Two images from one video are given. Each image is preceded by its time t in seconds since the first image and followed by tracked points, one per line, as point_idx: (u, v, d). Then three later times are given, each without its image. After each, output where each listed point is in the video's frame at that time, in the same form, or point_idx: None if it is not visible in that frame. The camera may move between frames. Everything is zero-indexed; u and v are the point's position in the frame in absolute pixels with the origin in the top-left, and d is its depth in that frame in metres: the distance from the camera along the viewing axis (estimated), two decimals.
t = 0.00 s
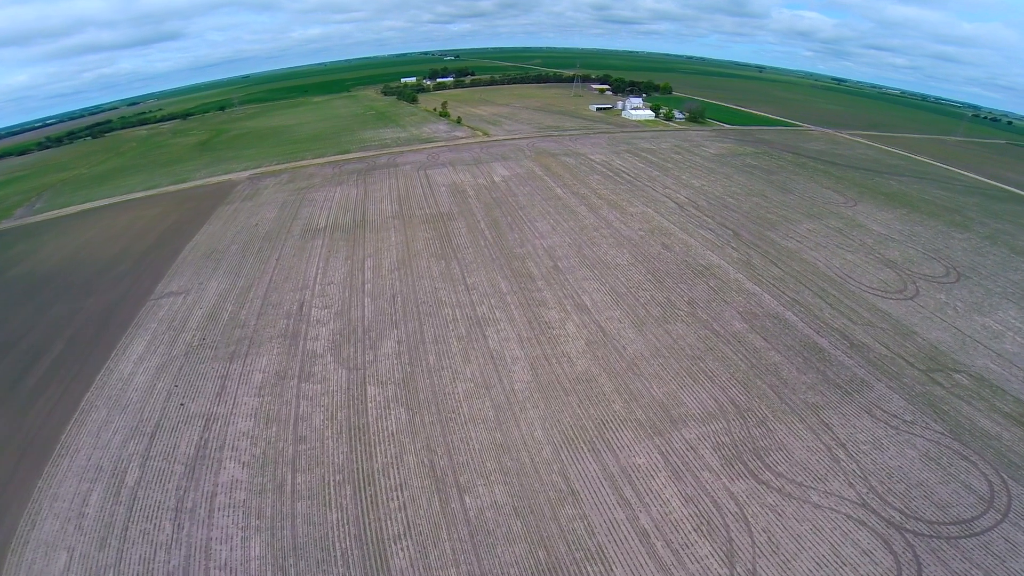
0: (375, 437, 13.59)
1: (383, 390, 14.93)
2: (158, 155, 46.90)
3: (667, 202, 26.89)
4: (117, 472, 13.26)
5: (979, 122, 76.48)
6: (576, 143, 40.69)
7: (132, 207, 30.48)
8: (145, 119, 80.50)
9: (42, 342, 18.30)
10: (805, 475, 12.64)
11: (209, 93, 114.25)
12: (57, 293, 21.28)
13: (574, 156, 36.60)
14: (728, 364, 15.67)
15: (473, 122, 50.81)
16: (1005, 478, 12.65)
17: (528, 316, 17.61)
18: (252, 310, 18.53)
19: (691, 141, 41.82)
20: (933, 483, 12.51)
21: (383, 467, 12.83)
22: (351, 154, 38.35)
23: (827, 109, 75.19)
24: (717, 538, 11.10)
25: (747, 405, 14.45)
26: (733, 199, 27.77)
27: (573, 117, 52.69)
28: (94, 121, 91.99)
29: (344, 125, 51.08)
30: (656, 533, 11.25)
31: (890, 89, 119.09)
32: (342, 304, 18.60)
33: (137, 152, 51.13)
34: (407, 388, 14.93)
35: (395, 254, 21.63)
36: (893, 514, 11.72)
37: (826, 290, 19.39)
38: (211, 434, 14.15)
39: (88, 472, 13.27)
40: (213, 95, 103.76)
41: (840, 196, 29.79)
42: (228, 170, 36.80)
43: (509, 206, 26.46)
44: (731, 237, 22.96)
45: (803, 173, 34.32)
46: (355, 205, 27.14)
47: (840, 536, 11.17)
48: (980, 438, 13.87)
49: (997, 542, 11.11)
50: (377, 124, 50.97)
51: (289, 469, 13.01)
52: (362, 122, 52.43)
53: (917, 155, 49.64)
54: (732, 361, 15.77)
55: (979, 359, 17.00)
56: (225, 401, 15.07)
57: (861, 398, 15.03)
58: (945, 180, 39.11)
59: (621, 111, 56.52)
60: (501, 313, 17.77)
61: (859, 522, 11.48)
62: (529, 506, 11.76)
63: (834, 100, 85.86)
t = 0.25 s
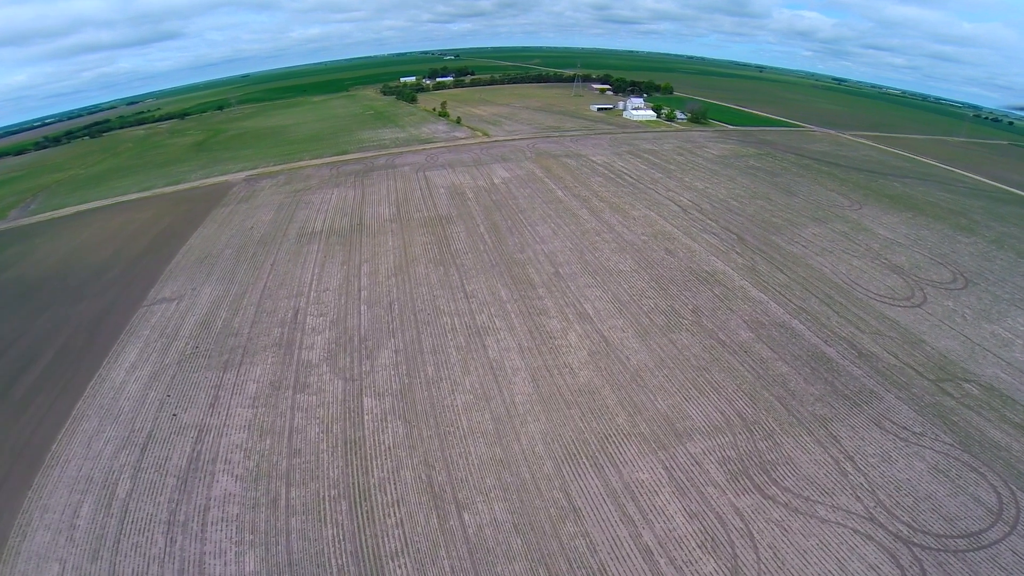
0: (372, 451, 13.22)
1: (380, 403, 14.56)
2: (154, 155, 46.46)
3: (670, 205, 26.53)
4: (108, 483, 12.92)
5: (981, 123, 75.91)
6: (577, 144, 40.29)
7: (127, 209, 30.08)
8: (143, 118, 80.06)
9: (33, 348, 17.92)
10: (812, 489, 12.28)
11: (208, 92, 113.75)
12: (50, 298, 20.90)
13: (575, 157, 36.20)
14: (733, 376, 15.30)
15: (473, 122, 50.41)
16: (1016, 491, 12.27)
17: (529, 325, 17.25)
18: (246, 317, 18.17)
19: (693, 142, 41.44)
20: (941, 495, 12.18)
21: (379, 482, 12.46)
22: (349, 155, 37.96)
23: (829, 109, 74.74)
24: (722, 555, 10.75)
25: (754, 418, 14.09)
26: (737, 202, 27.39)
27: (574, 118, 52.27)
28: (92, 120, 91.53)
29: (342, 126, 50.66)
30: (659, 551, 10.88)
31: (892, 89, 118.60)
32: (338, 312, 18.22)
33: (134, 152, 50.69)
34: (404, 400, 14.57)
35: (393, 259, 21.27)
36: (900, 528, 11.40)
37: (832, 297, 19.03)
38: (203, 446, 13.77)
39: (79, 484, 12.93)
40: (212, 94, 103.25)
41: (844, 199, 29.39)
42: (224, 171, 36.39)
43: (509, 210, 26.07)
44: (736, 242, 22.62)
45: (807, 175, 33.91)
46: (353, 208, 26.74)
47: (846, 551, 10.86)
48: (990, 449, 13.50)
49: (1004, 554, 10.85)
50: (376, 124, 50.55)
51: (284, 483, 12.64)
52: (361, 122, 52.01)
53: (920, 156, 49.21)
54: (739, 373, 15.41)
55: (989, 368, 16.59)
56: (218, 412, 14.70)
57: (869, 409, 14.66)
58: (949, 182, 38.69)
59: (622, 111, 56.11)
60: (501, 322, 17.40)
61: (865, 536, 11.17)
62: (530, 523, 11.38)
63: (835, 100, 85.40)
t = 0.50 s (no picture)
0: (370, 467, 12.86)
1: (379, 417, 14.20)
2: (154, 158, 46.22)
3: (676, 210, 26.13)
4: (103, 496, 12.62)
5: (988, 124, 75.00)
6: (581, 147, 39.90)
7: (126, 213, 29.80)
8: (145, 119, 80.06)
9: (28, 355, 17.64)
10: (822, 505, 11.88)
11: (210, 94, 113.71)
12: (46, 304, 20.61)
13: (578, 160, 35.81)
14: (741, 389, 14.89)
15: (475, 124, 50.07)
16: None
17: (533, 335, 16.91)
18: (243, 327, 17.85)
19: (698, 144, 41.02)
20: (955, 510, 11.79)
21: (378, 499, 12.09)
22: (349, 158, 37.67)
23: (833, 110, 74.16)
24: None
25: (764, 432, 13.69)
26: (744, 206, 26.96)
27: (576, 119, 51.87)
28: (94, 121, 91.55)
29: (342, 128, 50.38)
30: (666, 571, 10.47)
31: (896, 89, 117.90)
32: (337, 321, 17.90)
33: (134, 154, 50.48)
34: (404, 414, 14.21)
35: (393, 267, 20.95)
36: (911, 543, 11.06)
37: (843, 306, 18.62)
38: (198, 459, 13.43)
39: (74, 495, 12.64)
40: (214, 96, 103.23)
41: (852, 203, 28.93)
42: (224, 174, 36.12)
43: (511, 214, 25.72)
44: (744, 248, 22.21)
45: (814, 178, 33.44)
46: (353, 213, 26.45)
47: (858, 569, 10.49)
48: (1007, 462, 13.05)
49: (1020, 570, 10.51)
50: (377, 126, 50.27)
51: (280, 498, 12.30)
52: (362, 124, 51.70)
53: (927, 158, 48.58)
54: (749, 386, 15.01)
55: (1005, 378, 16.12)
56: (214, 424, 14.38)
57: (881, 422, 14.23)
58: (958, 184, 38.15)
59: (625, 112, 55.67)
60: (504, 333, 17.05)
61: (876, 552, 10.82)
62: (532, 542, 11.00)
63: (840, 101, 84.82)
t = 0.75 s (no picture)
0: (368, 482, 12.51)
1: (376, 430, 13.85)
2: (154, 158, 45.93)
3: (681, 214, 25.72)
4: (96, 507, 12.31)
5: (994, 125, 74.13)
6: (583, 149, 39.51)
7: (124, 215, 29.49)
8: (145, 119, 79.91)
9: (21, 361, 17.35)
10: (831, 521, 11.52)
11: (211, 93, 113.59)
12: (41, 309, 20.31)
13: (581, 162, 35.40)
14: (748, 402, 14.51)
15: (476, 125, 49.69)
16: None
17: (535, 345, 16.56)
18: (239, 334, 17.54)
19: (702, 146, 40.60)
20: (965, 523, 11.46)
21: (375, 515, 11.74)
22: (349, 159, 37.34)
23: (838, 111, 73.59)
24: None
25: (772, 447, 13.31)
26: (750, 210, 26.56)
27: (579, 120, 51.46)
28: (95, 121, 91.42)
29: (343, 128, 50.06)
30: None
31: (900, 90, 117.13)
32: (335, 330, 17.57)
33: (134, 155, 50.20)
34: (402, 427, 13.87)
35: (393, 273, 20.62)
36: (920, 558, 10.74)
37: (852, 315, 18.23)
38: (192, 471, 13.09)
39: (66, 506, 12.34)
40: (215, 95, 103.05)
41: (859, 207, 28.49)
42: (222, 175, 35.81)
43: (513, 218, 25.36)
44: (751, 255, 21.82)
45: (820, 181, 33.00)
46: (353, 216, 26.11)
47: None
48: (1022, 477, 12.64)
49: None
50: (378, 127, 49.94)
51: (275, 512, 11.96)
52: (362, 125, 51.36)
53: (933, 160, 47.97)
54: (757, 398, 14.62)
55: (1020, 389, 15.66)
56: (208, 435, 14.04)
57: (892, 435, 13.84)
58: (966, 187, 37.64)
59: (628, 113, 55.17)
60: (505, 343, 16.70)
61: (886, 569, 10.48)
62: (534, 560, 10.64)
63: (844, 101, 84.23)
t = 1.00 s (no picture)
0: (366, 499, 12.15)
1: (374, 444, 13.51)
2: (153, 160, 45.68)
3: (686, 219, 25.34)
4: (89, 519, 12.00)
5: (1000, 127, 73.42)
6: (586, 151, 39.15)
7: (122, 218, 29.22)
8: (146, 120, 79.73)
9: (16, 367, 17.06)
10: (841, 537, 11.15)
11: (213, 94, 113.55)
12: (36, 314, 20.00)
13: (584, 165, 35.02)
14: (757, 416, 14.12)
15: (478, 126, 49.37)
16: None
17: (538, 356, 16.20)
18: (234, 343, 17.23)
19: (706, 148, 40.21)
20: (977, 538, 11.11)
21: (373, 532, 11.39)
22: (349, 162, 37.06)
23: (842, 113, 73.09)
24: None
25: (782, 462, 12.91)
26: (756, 214, 26.18)
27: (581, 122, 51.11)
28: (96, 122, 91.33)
29: (343, 129, 49.78)
30: None
31: (903, 91, 116.52)
32: (333, 339, 17.24)
33: (134, 156, 49.96)
34: (401, 441, 13.52)
35: (392, 280, 20.31)
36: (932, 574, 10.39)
37: (862, 324, 17.84)
38: (186, 484, 12.75)
39: (60, 517, 12.04)
40: (217, 96, 102.92)
41: (867, 210, 28.06)
42: (221, 177, 35.52)
43: (515, 223, 25.01)
44: (759, 261, 21.45)
45: (826, 184, 32.57)
46: (353, 220, 25.79)
47: None
48: None
49: None
50: (378, 128, 49.63)
51: (271, 527, 11.62)
52: (362, 126, 51.08)
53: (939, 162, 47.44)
54: (766, 412, 14.24)
55: None
56: (203, 448, 13.70)
57: (903, 447, 13.44)
58: (973, 190, 37.16)
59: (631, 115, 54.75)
60: (507, 354, 16.34)
61: None
62: None
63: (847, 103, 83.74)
